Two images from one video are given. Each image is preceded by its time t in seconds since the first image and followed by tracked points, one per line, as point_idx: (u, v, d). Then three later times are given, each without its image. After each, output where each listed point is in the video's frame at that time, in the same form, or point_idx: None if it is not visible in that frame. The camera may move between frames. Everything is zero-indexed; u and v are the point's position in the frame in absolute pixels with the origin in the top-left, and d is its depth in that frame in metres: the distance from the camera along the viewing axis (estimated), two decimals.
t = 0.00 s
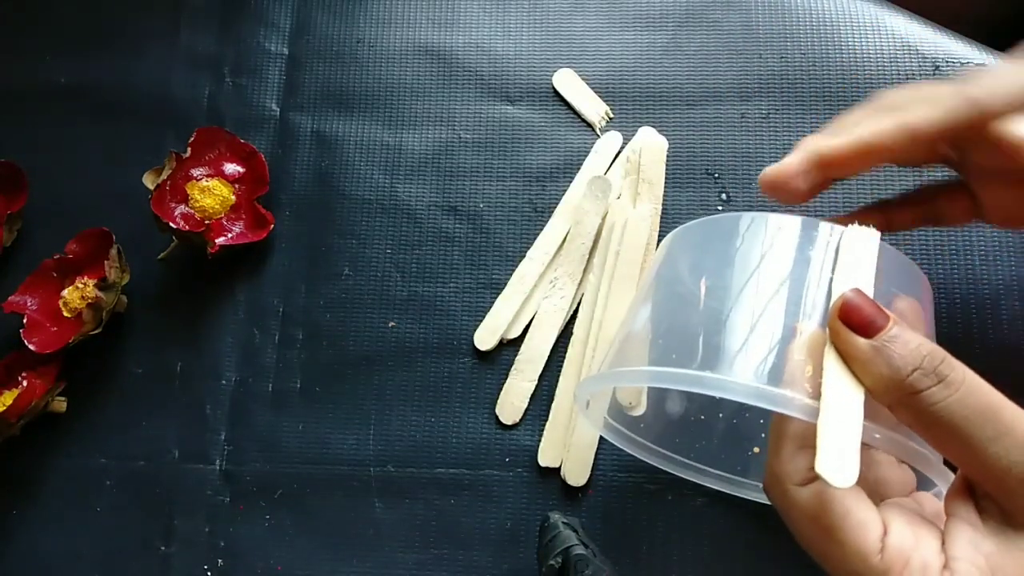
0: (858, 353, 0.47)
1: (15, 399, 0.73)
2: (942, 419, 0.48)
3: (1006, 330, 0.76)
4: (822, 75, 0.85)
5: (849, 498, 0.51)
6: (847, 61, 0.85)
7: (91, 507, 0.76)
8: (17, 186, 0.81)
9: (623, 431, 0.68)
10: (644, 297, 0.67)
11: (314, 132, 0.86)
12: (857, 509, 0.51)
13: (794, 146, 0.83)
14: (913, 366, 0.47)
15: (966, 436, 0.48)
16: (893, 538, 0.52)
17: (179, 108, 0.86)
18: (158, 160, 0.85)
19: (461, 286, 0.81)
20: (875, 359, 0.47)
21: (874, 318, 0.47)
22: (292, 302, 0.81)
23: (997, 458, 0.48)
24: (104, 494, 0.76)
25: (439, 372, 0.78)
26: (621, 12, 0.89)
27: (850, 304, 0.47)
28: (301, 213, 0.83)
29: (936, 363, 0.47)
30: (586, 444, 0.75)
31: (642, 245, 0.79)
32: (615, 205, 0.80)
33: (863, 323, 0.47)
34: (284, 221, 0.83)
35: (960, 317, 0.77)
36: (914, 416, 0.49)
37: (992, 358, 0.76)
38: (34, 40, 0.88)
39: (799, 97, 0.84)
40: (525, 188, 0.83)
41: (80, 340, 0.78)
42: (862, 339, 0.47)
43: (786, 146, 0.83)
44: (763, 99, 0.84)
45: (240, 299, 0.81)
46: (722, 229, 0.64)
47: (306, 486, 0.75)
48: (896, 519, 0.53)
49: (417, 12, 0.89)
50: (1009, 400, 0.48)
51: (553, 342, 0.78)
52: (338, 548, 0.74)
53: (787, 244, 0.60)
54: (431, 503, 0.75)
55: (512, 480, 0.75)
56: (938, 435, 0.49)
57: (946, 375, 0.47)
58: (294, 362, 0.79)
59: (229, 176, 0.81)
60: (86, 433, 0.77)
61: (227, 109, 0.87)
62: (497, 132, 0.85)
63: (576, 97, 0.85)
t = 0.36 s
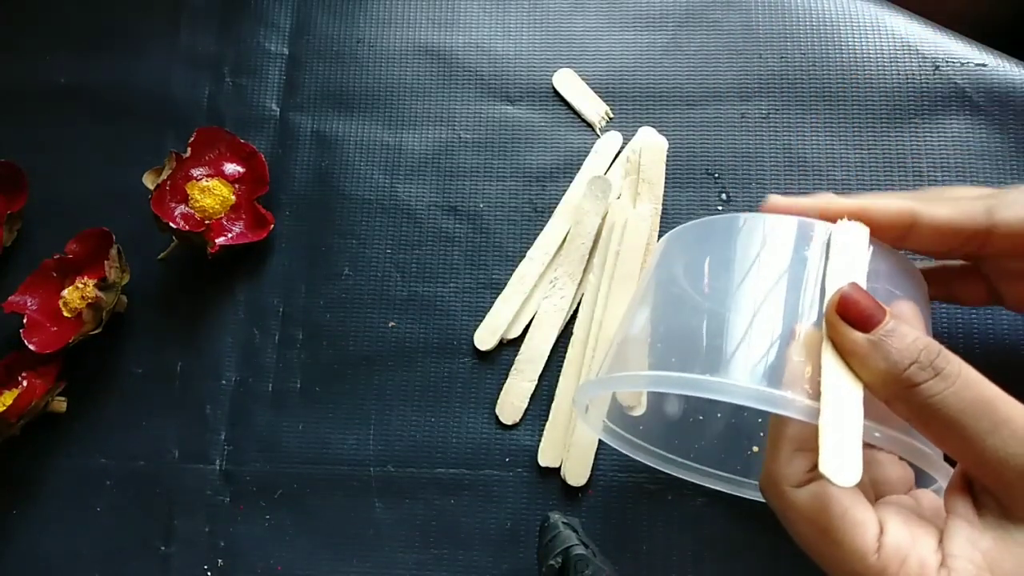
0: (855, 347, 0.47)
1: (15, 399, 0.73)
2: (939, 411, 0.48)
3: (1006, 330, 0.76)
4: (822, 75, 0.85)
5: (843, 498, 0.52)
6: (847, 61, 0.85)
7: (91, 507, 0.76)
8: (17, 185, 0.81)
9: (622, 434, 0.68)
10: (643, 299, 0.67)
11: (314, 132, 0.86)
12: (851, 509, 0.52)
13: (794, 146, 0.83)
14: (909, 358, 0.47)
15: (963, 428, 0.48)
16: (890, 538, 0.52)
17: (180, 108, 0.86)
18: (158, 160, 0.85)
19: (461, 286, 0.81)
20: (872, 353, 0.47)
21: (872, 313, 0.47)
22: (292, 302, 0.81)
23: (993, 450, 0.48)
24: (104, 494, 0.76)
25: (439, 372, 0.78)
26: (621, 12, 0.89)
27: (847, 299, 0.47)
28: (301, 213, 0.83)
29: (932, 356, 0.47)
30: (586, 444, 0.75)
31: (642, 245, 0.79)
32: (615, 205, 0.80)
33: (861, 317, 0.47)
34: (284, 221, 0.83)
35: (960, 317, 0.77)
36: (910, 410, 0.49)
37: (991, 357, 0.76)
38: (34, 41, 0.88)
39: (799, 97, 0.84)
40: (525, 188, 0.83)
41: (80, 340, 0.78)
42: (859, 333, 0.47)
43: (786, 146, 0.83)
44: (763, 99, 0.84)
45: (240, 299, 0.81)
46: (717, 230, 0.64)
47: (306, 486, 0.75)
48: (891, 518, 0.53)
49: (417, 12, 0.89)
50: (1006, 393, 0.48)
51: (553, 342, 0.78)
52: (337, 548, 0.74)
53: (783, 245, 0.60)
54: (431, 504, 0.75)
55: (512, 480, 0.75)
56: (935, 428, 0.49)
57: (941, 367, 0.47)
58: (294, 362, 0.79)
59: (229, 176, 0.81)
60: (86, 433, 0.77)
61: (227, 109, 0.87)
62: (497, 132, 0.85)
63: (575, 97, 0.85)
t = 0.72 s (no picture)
0: (853, 347, 0.48)
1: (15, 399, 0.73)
2: (938, 411, 0.48)
3: (1007, 330, 0.76)
4: (822, 75, 0.85)
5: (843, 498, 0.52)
6: (847, 61, 0.85)
7: (91, 507, 0.76)
8: (17, 185, 0.81)
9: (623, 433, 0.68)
10: (643, 300, 0.67)
11: (314, 132, 0.86)
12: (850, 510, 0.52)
13: (794, 146, 0.83)
14: (908, 357, 0.47)
15: (961, 428, 0.48)
16: (890, 539, 0.52)
17: (180, 108, 0.86)
18: (158, 160, 0.85)
19: (461, 286, 0.81)
20: (870, 354, 0.47)
21: (868, 313, 0.47)
22: (292, 302, 0.81)
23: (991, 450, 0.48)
24: (104, 494, 0.76)
25: (439, 372, 0.78)
26: (621, 12, 0.89)
27: (844, 299, 0.48)
28: (301, 213, 0.83)
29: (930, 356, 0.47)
30: (586, 444, 0.75)
31: (642, 245, 0.79)
32: (615, 205, 0.80)
33: (857, 317, 0.47)
34: (284, 221, 0.83)
35: (960, 317, 0.77)
36: (910, 410, 0.49)
37: (991, 356, 0.75)
38: (34, 40, 0.88)
39: (799, 97, 0.84)
40: (525, 188, 0.83)
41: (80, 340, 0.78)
42: (857, 333, 0.47)
43: (786, 146, 0.83)
44: (763, 99, 0.84)
45: (240, 299, 0.81)
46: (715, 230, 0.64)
47: (306, 486, 0.75)
48: (891, 518, 0.53)
49: (417, 12, 0.89)
50: (1005, 394, 0.48)
51: (553, 342, 0.78)
52: (338, 548, 0.74)
53: (783, 246, 0.60)
54: (431, 503, 0.75)
55: (512, 480, 0.75)
56: (934, 428, 0.49)
57: (939, 366, 0.47)
58: (293, 361, 0.79)
59: (229, 176, 0.81)
60: (86, 433, 0.77)
61: (227, 109, 0.87)
62: (497, 132, 0.85)
63: (576, 96, 0.85)
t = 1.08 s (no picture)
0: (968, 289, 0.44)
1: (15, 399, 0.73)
2: None
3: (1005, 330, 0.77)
4: (822, 75, 0.85)
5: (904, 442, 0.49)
6: (847, 61, 0.85)
7: (91, 507, 0.76)
8: (17, 185, 0.81)
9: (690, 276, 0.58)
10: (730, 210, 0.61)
11: (314, 132, 0.86)
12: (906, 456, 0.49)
13: (794, 146, 0.83)
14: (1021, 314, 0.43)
15: None
16: (941, 492, 0.48)
17: (180, 108, 0.86)
18: (158, 160, 0.85)
19: (461, 286, 0.81)
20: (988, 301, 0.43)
21: (994, 254, 0.44)
22: (292, 302, 0.81)
23: None
24: (104, 494, 0.76)
25: (439, 372, 0.78)
26: (621, 12, 0.88)
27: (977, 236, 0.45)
28: (301, 212, 0.83)
29: None
30: (585, 444, 0.75)
31: (642, 247, 0.79)
32: (616, 205, 0.80)
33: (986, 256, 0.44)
34: (284, 221, 0.83)
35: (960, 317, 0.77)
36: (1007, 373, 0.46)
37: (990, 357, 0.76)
38: (34, 40, 0.88)
39: (799, 97, 0.84)
40: (525, 188, 0.83)
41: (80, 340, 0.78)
42: (978, 273, 0.44)
43: (786, 146, 0.83)
44: (763, 99, 0.84)
45: (240, 299, 0.81)
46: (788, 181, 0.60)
47: (306, 486, 0.75)
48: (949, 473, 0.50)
49: (417, 12, 0.89)
50: None
51: (553, 342, 0.78)
52: (338, 548, 0.74)
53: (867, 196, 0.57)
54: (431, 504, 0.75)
55: (512, 480, 0.75)
56: None
57: None
58: (293, 362, 0.79)
59: (229, 176, 0.81)
60: (86, 433, 0.77)
61: (227, 109, 0.87)
62: (497, 132, 0.85)
63: (576, 97, 0.85)
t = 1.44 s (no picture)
0: None
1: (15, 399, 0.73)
2: None
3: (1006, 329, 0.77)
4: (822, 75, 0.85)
5: (949, 393, 0.45)
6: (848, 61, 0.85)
7: (91, 507, 0.76)
8: (17, 185, 0.81)
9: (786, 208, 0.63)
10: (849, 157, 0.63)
11: (314, 132, 0.86)
12: (943, 406, 0.44)
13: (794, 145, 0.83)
14: None
15: None
16: (955, 449, 0.44)
17: (180, 108, 0.86)
18: (158, 160, 0.85)
19: (461, 286, 0.81)
20: None
21: None
22: (292, 302, 0.81)
23: None
24: (104, 494, 0.76)
25: (439, 372, 0.78)
26: (621, 12, 0.88)
27: None
28: (301, 212, 0.83)
29: None
30: (585, 444, 0.75)
31: (642, 248, 0.79)
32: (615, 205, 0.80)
33: None
34: (283, 221, 0.83)
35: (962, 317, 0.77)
36: None
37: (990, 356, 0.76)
38: (35, 40, 0.88)
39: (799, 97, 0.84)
40: (525, 188, 0.83)
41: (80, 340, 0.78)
42: None
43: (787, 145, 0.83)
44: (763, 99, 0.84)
45: (240, 299, 0.81)
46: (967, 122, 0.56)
47: (306, 486, 0.75)
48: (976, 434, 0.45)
49: (417, 12, 0.89)
50: None
51: (553, 342, 0.78)
52: (338, 548, 0.74)
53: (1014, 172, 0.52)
54: (431, 504, 0.75)
55: (512, 480, 0.75)
56: None
57: None
58: (293, 362, 0.79)
59: (229, 176, 0.81)
60: (86, 433, 0.77)
61: (227, 108, 0.87)
62: (497, 132, 0.85)
63: (575, 97, 0.85)
